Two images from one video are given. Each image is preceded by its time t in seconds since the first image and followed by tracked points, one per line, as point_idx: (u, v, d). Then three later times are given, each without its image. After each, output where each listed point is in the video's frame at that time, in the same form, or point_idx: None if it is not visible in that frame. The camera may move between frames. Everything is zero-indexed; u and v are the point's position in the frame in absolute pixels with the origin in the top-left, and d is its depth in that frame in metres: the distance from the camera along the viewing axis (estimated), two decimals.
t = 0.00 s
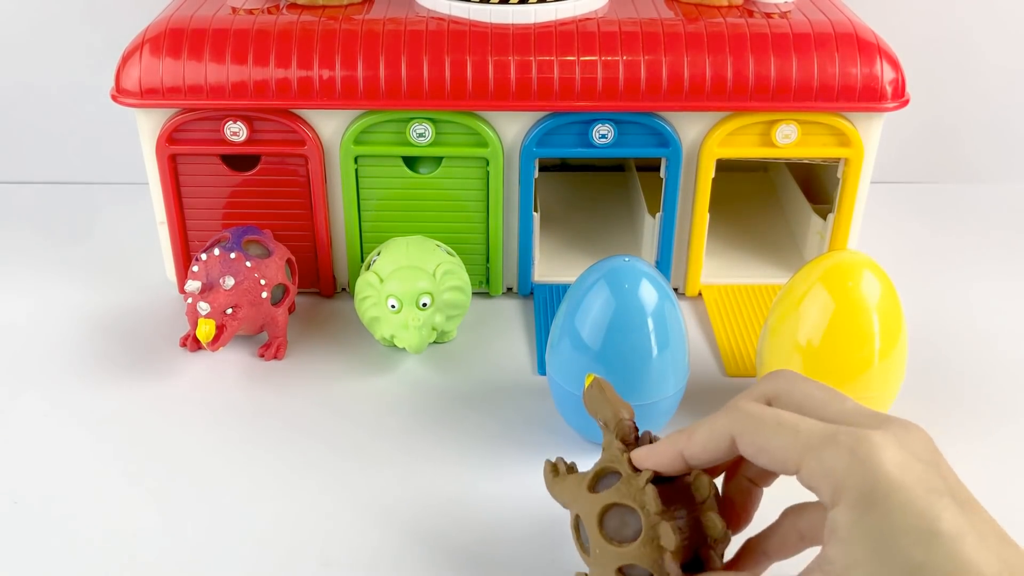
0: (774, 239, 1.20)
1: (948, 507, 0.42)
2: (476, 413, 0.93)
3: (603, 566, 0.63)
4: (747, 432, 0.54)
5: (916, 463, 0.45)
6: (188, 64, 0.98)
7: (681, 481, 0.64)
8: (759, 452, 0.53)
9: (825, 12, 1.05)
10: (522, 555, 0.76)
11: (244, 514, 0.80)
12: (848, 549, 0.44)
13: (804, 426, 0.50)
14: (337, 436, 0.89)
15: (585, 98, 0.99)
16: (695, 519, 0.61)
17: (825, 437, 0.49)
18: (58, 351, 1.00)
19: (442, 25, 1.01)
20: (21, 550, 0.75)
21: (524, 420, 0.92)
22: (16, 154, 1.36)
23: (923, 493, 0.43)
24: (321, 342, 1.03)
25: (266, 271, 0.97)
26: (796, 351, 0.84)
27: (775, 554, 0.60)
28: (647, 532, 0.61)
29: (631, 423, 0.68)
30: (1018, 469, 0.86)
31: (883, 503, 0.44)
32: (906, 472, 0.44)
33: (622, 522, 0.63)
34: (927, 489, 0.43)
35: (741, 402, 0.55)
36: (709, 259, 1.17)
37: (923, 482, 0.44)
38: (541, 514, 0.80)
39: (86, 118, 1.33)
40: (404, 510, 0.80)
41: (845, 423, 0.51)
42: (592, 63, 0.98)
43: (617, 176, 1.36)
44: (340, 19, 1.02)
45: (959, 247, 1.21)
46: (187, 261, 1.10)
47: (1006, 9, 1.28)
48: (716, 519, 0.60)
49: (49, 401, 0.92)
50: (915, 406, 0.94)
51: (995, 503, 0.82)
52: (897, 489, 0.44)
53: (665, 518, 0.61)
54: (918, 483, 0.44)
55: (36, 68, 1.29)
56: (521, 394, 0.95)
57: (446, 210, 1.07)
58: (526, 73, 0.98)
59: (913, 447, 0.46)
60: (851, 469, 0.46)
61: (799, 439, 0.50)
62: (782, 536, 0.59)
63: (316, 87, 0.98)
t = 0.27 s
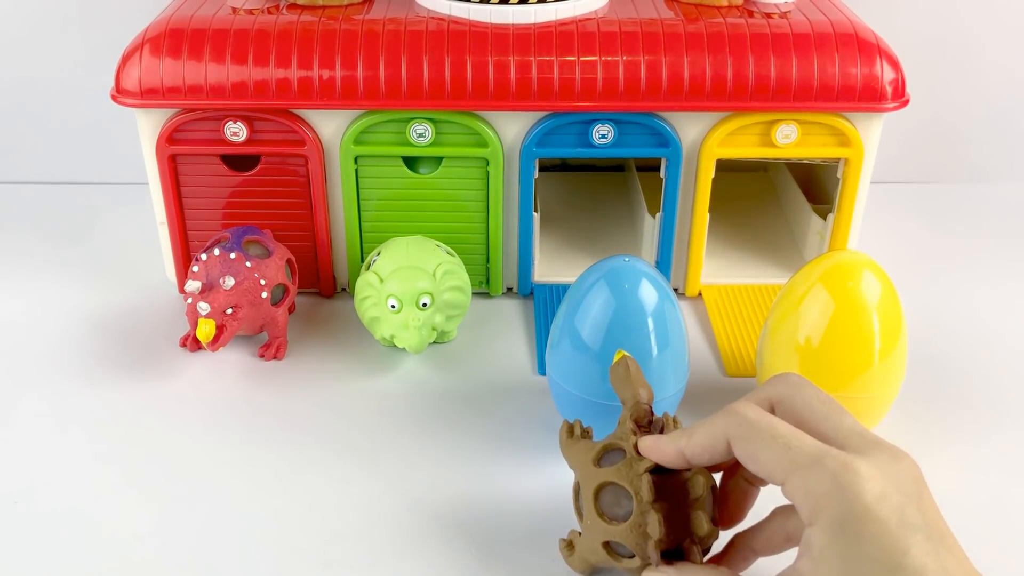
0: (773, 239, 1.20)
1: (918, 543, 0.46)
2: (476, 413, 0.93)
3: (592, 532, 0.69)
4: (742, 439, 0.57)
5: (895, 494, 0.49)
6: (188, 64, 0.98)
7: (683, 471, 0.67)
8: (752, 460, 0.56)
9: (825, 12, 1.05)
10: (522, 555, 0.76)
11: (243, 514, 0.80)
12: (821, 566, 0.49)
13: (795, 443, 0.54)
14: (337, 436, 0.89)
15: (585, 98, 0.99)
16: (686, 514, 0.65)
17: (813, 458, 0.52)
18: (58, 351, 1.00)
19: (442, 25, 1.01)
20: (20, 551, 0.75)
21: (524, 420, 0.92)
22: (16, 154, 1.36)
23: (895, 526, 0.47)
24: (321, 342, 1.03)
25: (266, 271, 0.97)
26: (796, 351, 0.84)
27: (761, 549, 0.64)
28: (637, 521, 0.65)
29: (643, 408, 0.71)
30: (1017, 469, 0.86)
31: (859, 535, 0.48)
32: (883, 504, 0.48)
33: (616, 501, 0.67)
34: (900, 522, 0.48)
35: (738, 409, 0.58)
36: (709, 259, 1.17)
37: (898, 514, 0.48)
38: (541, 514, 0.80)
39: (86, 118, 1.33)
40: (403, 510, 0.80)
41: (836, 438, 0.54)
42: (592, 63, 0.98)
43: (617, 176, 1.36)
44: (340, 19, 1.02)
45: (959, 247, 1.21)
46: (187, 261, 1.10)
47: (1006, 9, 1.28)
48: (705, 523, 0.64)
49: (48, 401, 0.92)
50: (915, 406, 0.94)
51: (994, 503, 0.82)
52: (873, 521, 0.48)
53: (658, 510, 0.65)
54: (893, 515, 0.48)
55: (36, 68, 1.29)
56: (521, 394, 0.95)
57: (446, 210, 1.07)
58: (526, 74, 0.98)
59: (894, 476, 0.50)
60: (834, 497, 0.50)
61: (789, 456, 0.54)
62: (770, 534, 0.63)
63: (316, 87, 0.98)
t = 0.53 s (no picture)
0: (773, 240, 1.20)
1: (904, 558, 0.51)
2: (476, 413, 0.93)
3: (587, 526, 0.70)
4: (740, 440, 0.60)
5: (884, 508, 0.53)
6: (187, 64, 0.98)
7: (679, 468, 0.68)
8: (747, 460, 0.59)
9: (825, 12, 1.05)
10: (523, 555, 0.76)
11: (244, 514, 0.80)
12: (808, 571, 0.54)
13: (792, 449, 0.57)
14: (337, 436, 0.89)
15: (585, 98, 0.99)
16: (682, 510, 0.67)
17: (807, 467, 0.55)
18: (58, 351, 1.00)
19: (442, 25, 1.00)
20: (20, 551, 0.75)
21: (524, 420, 0.92)
22: (16, 153, 1.36)
23: (883, 541, 0.52)
24: (321, 342, 1.03)
25: (266, 271, 0.97)
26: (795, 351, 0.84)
27: (750, 549, 0.68)
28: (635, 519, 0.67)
29: (642, 406, 0.72)
30: (1017, 470, 0.86)
31: (849, 547, 0.52)
32: (873, 519, 0.52)
33: (614, 496, 0.69)
34: (888, 536, 0.52)
35: (738, 411, 0.61)
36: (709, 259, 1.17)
37: (887, 529, 0.52)
38: (541, 514, 0.80)
39: (86, 118, 1.33)
40: (403, 510, 0.80)
41: (831, 446, 0.58)
42: (592, 63, 0.98)
43: (617, 176, 1.36)
44: (340, 19, 1.02)
45: (959, 248, 1.21)
46: (187, 261, 1.10)
47: (1006, 9, 1.27)
48: (702, 520, 0.66)
49: (48, 401, 0.92)
50: (915, 406, 0.94)
51: (994, 503, 0.82)
52: (863, 535, 0.52)
53: (655, 507, 0.66)
54: (881, 529, 0.52)
55: (36, 68, 1.29)
56: (521, 394, 0.95)
57: (446, 210, 1.07)
58: (526, 73, 0.98)
59: (885, 489, 0.54)
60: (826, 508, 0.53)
61: (784, 461, 0.57)
62: (759, 537, 0.66)
63: (316, 87, 0.98)
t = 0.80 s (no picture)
0: (773, 240, 1.20)
1: (885, 549, 0.51)
2: (476, 413, 0.93)
3: (577, 508, 0.72)
4: (728, 427, 0.60)
5: (868, 498, 0.53)
6: (188, 64, 0.98)
7: (668, 454, 0.69)
8: (733, 447, 0.60)
9: (825, 12, 1.05)
10: (523, 555, 0.76)
11: (244, 514, 0.80)
12: (790, 560, 0.54)
13: (779, 438, 0.57)
14: (337, 436, 0.89)
15: (585, 98, 0.99)
16: (668, 495, 0.68)
17: (792, 456, 0.56)
18: (58, 351, 1.00)
19: (442, 25, 1.00)
20: (21, 551, 0.75)
21: (524, 420, 0.92)
22: (16, 153, 1.36)
23: (865, 531, 0.52)
24: (321, 342, 1.03)
25: (266, 271, 0.97)
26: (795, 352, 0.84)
27: (736, 539, 0.67)
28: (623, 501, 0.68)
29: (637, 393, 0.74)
30: (1017, 470, 0.86)
31: (832, 536, 0.52)
32: (856, 508, 0.53)
33: (603, 478, 0.70)
34: (871, 527, 0.52)
35: (727, 398, 0.61)
36: (709, 259, 1.17)
37: (869, 518, 0.52)
38: (541, 513, 0.80)
39: (86, 118, 1.33)
40: (403, 510, 0.80)
41: (818, 437, 0.58)
42: (592, 63, 0.98)
43: (617, 176, 1.36)
44: (340, 19, 1.01)
45: (960, 248, 1.21)
46: (187, 261, 1.10)
47: (1007, 9, 1.27)
48: (685, 505, 0.67)
49: (49, 401, 0.92)
50: (915, 406, 0.94)
51: (994, 503, 0.82)
52: (845, 523, 0.52)
53: (641, 489, 0.68)
54: (864, 520, 0.52)
55: (36, 68, 1.29)
56: (521, 394, 0.95)
57: (446, 210, 1.07)
58: (526, 73, 0.98)
59: (869, 481, 0.54)
60: (809, 497, 0.54)
61: (770, 450, 0.57)
62: (746, 527, 0.66)
63: (316, 87, 0.98)
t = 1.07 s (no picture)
0: (773, 240, 1.20)
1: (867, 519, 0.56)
2: (476, 413, 0.93)
3: (578, 480, 0.75)
4: (722, 400, 0.63)
5: (853, 470, 0.57)
6: (188, 64, 0.98)
7: (664, 428, 0.72)
8: (725, 419, 0.63)
9: (825, 12, 1.05)
10: (523, 554, 0.76)
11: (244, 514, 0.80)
12: (777, 526, 0.58)
13: (771, 411, 0.60)
14: (337, 436, 0.89)
15: (585, 98, 0.99)
16: (666, 466, 0.71)
17: (782, 428, 0.59)
18: (57, 351, 1.00)
19: (442, 25, 1.00)
20: (20, 551, 0.75)
21: (524, 420, 0.92)
22: (15, 153, 1.36)
23: (849, 501, 0.56)
24: (321, 342, 1.03)
25: (266, 271, 0.97)
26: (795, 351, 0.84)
27: (731, 513, 0.72)
28: (624, 472, 0.71)
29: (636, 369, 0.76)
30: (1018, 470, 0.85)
31: (818, 506, 0.56)
32: (842, 480, 0.56)
33: (604, 450, 0.73)
34: (854, 497, 0.56)
35: (721, 373, 0.65)
36: (709, 259, 1.17)
37: (854, 490, 0.56)
38: (541, 513, 0.80)
39: (86, 118, 1.33)
40: (403, 510, 0.80)
41: (809, 412, 0.62)
42: (592, 63, 0.98)
43: (617, 176, 1.36)
44: (340, 19, 1.01)
45: (960, 248, 1.21)
46: (187, 261, 1.10)
47: (1006, 9, 1.27)
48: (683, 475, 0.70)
49: (48, 401, 0.92)
50: (915, 406, 0.94)
51: (994, 503, 0.82)
52: (831, 494, 0.56)
53: (640, 461, 0.71)
54: (848, 491, 0.56)
55: (36, 68, 1.29)
56: (521, 394, 0.95)
57: (446, 211, 1.07)
58: (526, 73, 0.98)
59: (855, 455, 0.58)
60: (798, 468, 0.57)
61: (761, 422, 0.60)
62: (740, 501, 0.71)
63: (316, 87, 0.98)
